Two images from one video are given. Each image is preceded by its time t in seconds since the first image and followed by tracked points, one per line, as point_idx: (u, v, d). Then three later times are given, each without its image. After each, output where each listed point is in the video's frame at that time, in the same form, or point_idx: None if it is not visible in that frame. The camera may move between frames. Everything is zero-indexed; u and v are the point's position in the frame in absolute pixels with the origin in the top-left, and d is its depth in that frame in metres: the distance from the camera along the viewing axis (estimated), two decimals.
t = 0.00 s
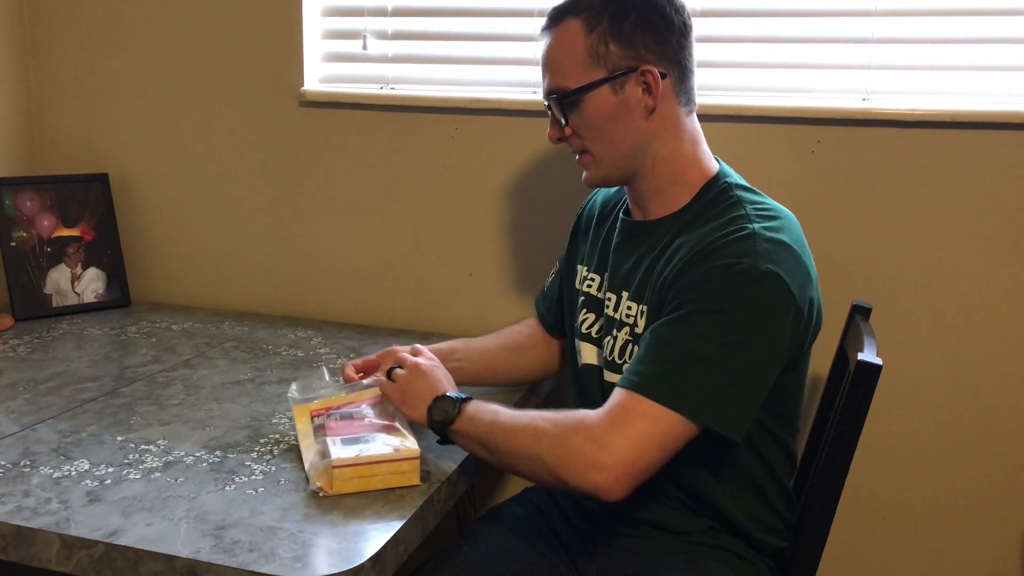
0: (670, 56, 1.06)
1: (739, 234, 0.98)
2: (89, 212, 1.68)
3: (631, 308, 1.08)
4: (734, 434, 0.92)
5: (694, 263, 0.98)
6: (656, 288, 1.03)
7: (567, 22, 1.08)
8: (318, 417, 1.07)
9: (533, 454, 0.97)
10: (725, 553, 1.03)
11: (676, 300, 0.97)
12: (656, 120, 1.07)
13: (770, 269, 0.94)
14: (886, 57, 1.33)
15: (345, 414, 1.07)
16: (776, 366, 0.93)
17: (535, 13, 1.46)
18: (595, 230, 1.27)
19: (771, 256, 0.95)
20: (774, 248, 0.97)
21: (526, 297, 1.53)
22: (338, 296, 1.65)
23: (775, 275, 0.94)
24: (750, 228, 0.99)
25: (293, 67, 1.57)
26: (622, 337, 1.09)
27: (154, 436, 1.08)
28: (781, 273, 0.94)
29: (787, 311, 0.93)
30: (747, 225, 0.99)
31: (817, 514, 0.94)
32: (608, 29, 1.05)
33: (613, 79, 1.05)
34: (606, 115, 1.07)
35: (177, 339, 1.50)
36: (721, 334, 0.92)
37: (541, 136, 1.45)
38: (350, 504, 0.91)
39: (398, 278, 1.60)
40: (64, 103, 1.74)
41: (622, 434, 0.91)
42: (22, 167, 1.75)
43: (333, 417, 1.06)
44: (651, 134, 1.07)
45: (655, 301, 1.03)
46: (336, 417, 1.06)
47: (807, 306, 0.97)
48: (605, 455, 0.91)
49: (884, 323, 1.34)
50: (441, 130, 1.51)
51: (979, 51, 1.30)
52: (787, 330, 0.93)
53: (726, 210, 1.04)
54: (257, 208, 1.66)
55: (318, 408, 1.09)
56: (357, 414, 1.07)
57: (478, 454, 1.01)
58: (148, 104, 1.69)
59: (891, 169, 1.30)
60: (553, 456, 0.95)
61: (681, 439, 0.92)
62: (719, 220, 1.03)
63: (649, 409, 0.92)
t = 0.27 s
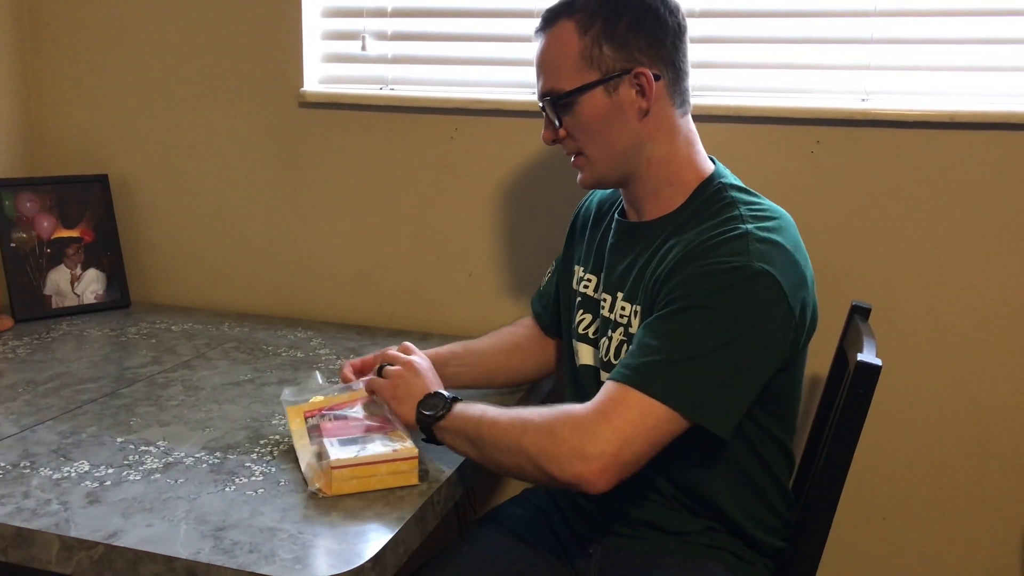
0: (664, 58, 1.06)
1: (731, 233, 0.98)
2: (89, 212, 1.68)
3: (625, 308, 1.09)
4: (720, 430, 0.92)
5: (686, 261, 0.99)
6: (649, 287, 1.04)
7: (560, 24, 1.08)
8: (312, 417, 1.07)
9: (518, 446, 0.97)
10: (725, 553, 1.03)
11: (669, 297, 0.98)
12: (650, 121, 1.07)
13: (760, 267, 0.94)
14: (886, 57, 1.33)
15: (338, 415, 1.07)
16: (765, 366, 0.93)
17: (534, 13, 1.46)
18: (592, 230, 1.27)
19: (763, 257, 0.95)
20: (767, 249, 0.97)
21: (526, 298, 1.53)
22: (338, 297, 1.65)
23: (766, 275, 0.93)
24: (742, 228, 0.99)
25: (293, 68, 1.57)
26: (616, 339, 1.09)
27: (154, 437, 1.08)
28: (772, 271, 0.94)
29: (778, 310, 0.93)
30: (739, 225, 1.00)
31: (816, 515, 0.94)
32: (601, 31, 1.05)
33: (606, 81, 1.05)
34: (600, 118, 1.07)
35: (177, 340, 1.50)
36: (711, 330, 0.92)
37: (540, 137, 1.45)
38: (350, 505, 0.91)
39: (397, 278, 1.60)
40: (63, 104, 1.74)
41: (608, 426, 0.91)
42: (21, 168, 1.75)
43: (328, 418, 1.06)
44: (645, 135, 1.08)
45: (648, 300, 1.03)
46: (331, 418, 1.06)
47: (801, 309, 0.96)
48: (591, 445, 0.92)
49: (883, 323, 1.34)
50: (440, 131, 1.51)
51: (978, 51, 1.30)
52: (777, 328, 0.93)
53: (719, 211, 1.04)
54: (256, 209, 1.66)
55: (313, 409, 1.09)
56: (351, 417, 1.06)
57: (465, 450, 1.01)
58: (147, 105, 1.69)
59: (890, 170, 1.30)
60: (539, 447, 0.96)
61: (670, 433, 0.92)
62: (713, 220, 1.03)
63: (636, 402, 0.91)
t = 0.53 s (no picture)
0: (662, 59, 1.06)
1: (722, 225, 1.00)
2: (88, 214, 1.68)
3: (621, 306, 1.09)
4: (701, 410, 0.90)
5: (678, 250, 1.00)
6: (644, 282, 1.04)
7: (557, 27, 1.08)
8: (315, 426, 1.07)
9: (495, 407, 0.97)
10: (722, 555, 1.03)
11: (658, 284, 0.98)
12: (648, 123, 1.07)
13: (748, 252, 0.95)
14: (885, 58, 1.33)
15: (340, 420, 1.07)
16: (752, 352, 0.92)
17: (534, 15, 1.46)
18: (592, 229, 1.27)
19: (753, 246, 0.96)
20: (757, 240, 0.97)
21: (525, 299, 1.53)
22: (337, 298, 1.65)
23: (754, 261, 0.94)
24: (735, 220, 1.00)
25: (292, 69, 1.57)
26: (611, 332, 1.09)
27: (153, 439, 1.08)
28: (761, 259, 0.95)
29: (766, 297, 0.93)
30: (732, 219, 1.01)
31: (815, 516, 0.94)
32: (599, 33, 1.05)
33: (605, 84, 1.05)
34: (599, 120, 1.07)
35: (176, 341, 1.50)
36: (696, 309, 0.92)
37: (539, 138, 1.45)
38: (349, 506, 0.91)
39: (397, 280, 1.60)
40: (62, 105, 1.74)
41: (584, 383, 0.91)
42: (21, 170, 1.75)
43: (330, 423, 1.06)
44: (644, 136, 1.08)
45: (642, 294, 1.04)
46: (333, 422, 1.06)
47: (794, 306, 0.96)
48: (564, 401, 0.91)
49: (882, 324, 1.34)
50: (440, 133, 1.51)
51: (977, 52, 1.30)
52: (763, 313, 0.93)
53: (714, 208, 1.05)
54: (256, 210, 1.66)
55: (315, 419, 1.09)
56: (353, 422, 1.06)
57: (449, 420, 1.02)
58: (146, 106, 1.69)
59: (889, 171, 1.30)
60: (514, 407, 0.95)
61: (646, 398, 0.90)
62: (707, 215, 1.04)
63: (614, 362, 0.91)
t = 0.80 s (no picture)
0: (658, 61, 1.06)
1: (720, 224, 1.00)
2: (86, 215, 1.68)
3: (619, 305, 1.09)
4: (697, 407, 0.90)
5: (676, 250, 1.00)
6: (642, 282, 1.04)
7: (553, 31, 1.07)
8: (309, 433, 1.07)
9: (496, 408, 0.97)
10: (721, 555, 1.03)
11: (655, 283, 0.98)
12: (645, 124, 1.07)
13: (745, 251, 0.95)
14: (883, 59, 1.33)
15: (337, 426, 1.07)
16: (749, 350, 0.92)
17: (532, 16, 1.46)
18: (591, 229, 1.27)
19: (749, 245, 0.96)
20: (754, 239, 0.97)
21: (523, 299, 1.53)
22: (336, 299, 1.64)
23: (750, 258, 0.94)
24: (732, 220, 1.00)
25: (290, 70, 1.57)
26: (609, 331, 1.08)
27: (151, 440, 1.07)
28: (759, 258, 0.94)
29: (762, 297, 0.93)
30: (730, 219, 1.01)
31: (814, 516, 0.94)
32: (595, 37, 1.05)
33: (602, 87, 1.05)
34: (596, 123, 1.07)
35: (175, 343, 1.50)
36: (692, 306, 0.92)
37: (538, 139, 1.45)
38: (347, 508, 0.91)
39: (395, 281, 1.60)
40: (61, 107, 1.74)
41: (584, 383, 0.91)
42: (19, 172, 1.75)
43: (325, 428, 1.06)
44: (641, 138, 1.08)
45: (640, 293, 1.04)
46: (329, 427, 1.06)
47: (791, 306, 0.96)
48: (565, 402, 0.91)
49: (881, 325, 1.34)
50: (438, 134, 1.51)
51: (975, 53, 1.30)
52: (761, 313, 0.93)
53: (711, 207, 1.05)
54: (254, 211, 1.66)
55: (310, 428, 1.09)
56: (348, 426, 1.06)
57: (451, 421, 1.02)
58: (144, 107, 1.68)
59: (888, 171, 1.30)
60: (515, 408, 0.95)
61: (646, 398, 0.90)
62: (704, 215, 1.04)
63: (614, 362, 0.91)
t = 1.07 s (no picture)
0: (657, 64, 1.06)
1: (716, 224, 1.00)
2: (83, 217, 1.67)
3: (616, 305, 1.09)
4: (693, 406, 0.90)
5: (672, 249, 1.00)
6: (638, 282, 1.04)
7: (552, 33, 1.07)
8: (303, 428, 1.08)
9: (494, 402, 0.97)
10: (718, 557, 1.03)
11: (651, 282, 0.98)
12: (644, 127, 1.07)
13: (742, 251, 0.95)
14: (879, 61, 1.33)
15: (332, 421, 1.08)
16: (745, 349, 0.92)
17: (529, 18, 1.46)
18: (587, 231, 1.27)
19: (745, 245, 0.96)
20: (751, 239, 0.97)
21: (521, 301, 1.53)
22: (333, 301, 1.64)
23: (747, 258, 0.94)
24: (729, 220, 1.00)
25: (287, 72, 1.57)
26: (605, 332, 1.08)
27: (148, 443, 1.07)
28: (756, 259, 0.95)
29: (759, 298, 0.93)
30: (727, 219, 1.01)
31: (811, 518, 0.94)
32: (595, 39, 1.05)
33: (601, 89, 1.05)
34: (594, 126, 1.07)
35: (172, 345, 1.49)
36: (689, 304, 0.92)
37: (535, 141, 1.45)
38: (344, 510, 0.91)
39: (393, 283, 1.60)
40: (57, 109, 1.74)
41: (581, 378, 0.91)
42: (16, 174, 1.74)
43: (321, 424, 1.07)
44: (640, 140, 1.08)
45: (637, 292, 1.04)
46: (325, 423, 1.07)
47: (787, 307, 0.96)
48: (563, 397, 0.91)
49: (878, 326, 1.34)
50: (435, 136, 1.51)
51: (972, 54, 1.30)
52: (757, 313, 0.93)
53: (708, 208, 1.05)
54: (251, 213, 1.66)
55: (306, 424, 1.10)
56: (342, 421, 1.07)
57: (450, 414, 1.02)
58: (141, 109, 1.68)
59: (884, 173, 1.30)
60: (511, 401, 0.95)
61: (643, 394, 0.90)
62: (701, 215, 1.04)
63: (611, 357, 0.91)
